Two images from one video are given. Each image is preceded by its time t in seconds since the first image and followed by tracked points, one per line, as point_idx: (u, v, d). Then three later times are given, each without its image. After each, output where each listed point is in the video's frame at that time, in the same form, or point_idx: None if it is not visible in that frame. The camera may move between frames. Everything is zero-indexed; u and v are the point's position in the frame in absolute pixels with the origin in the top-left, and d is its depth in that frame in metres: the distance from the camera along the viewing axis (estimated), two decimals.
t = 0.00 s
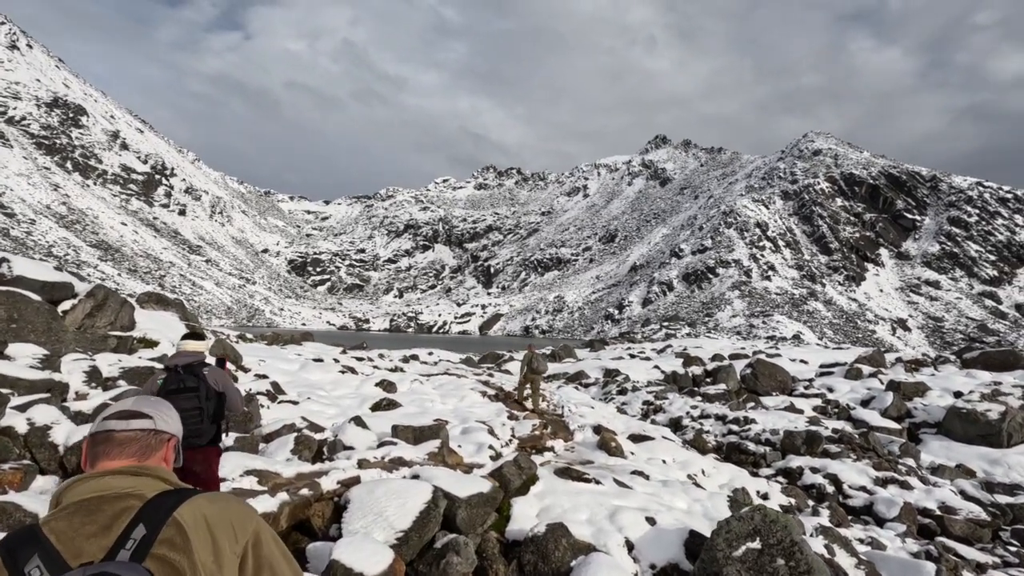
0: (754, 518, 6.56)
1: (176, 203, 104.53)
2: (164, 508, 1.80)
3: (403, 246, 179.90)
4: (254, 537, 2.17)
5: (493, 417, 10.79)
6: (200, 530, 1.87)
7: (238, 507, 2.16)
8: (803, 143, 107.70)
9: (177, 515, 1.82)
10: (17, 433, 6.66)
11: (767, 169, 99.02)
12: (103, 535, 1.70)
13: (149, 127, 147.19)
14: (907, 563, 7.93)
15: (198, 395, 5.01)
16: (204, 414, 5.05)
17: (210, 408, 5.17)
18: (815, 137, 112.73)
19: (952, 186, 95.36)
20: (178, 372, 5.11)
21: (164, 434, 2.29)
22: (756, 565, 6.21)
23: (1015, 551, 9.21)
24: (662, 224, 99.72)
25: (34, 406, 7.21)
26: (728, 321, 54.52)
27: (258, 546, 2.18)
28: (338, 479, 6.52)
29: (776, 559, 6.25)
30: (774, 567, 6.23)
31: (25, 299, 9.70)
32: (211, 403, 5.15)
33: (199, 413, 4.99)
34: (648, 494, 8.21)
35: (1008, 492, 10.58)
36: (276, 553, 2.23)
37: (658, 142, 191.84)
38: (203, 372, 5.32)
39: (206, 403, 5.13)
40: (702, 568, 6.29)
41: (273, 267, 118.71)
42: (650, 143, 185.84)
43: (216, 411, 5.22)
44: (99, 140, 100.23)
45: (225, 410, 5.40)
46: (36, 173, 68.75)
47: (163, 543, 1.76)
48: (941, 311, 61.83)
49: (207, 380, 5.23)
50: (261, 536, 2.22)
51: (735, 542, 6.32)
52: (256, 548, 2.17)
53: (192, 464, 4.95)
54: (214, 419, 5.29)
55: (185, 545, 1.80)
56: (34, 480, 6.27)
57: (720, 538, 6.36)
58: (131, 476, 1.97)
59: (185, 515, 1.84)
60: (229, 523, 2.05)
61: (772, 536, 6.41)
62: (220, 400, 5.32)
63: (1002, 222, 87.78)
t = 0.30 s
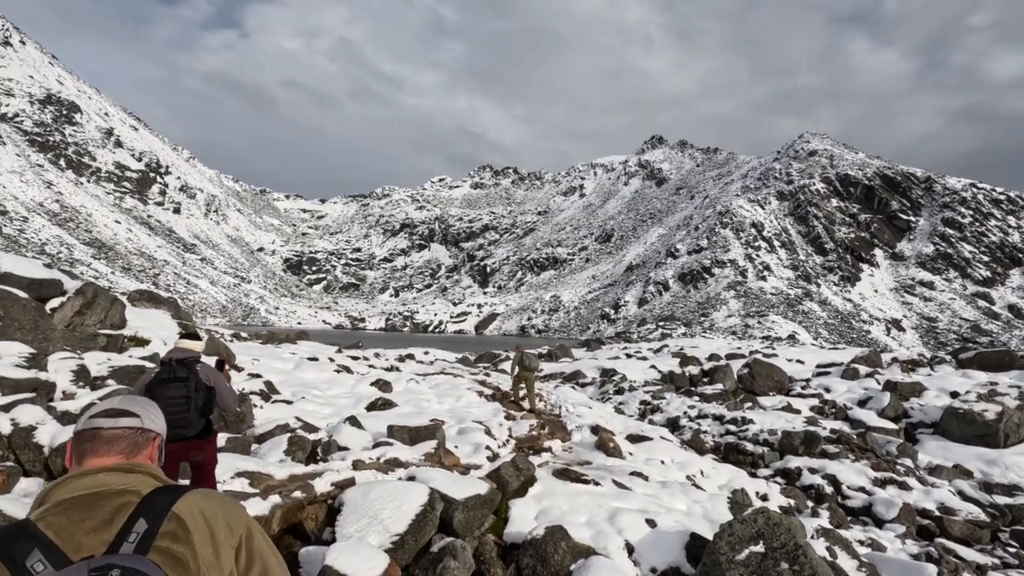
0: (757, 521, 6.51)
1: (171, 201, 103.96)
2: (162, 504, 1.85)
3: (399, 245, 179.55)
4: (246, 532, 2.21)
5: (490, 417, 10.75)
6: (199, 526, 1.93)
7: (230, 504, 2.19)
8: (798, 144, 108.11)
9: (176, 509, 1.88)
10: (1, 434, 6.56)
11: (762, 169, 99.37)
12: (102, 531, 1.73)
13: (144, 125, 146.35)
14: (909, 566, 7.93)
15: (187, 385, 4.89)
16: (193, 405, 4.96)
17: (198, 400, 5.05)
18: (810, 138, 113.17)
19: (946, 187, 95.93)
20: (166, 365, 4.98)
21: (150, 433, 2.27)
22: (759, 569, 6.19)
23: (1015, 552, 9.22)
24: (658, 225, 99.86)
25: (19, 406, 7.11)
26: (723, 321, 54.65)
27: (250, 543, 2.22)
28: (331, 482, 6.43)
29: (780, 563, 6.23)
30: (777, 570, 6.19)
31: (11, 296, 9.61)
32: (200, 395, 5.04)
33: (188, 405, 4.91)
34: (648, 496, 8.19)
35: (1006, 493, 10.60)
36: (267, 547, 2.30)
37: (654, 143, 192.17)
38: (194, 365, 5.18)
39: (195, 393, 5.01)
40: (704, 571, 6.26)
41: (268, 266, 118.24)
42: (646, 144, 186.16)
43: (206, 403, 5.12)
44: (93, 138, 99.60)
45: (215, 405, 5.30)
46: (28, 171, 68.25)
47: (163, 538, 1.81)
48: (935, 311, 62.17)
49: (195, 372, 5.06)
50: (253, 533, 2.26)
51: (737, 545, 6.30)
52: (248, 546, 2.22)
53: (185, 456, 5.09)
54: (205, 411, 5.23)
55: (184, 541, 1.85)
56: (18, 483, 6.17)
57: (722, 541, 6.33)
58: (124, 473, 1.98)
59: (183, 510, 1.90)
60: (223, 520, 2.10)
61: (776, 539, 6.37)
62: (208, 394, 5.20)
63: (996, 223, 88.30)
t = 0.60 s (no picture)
0: (761, 519, 6.50)
1: (164, 199, 103.18)
2: (141, 456, 1.95)
3: (393, 245, 179.03)
4: (214, 499, 2.28)
5: (484, 414, 10.66)
6: (175, 479, 2.02)
7: (200, 467, 2.26)
8: (792, 146, 108.73)
9: (155, 461, 1.99)
10: None
11: (757, 171, 99.82)
12: (82, 471, 1.82)
13: (137, 122, 145.13)
14: (911, 564, 7.92)
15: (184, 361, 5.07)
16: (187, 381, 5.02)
17: (194, 377, 5.13)
18: (804, 141, 113.78)
19: (938, 191, 96.74)
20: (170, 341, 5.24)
21: (132, 385, 2.34)
22: (763, 569, 6.16)
23: (1014, 552, 9.25)
24: (653, 226, 99.98)
25: None
26: (717, 322, 54.79)
27: (219, 506, 2.29)
28: (318, 478, 6.31)
29: (785, 562, 6.20)
30: (782, 569, 6.17)
31: None
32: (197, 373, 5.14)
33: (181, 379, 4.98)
34: (646, 494, 8.13)
35: (1004, 493, 10.62)
36: (234, 520, 2.36)
37: (649, 144, 192.77)
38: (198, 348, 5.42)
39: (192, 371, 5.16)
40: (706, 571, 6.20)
41: (262, 265, 117.59)
42: (641, 145, 186.58)
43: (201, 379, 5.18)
44: (85, 135, 98.55)
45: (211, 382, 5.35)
46: (19, 167, 67.56)
47: (141, 483, 1.90)
48: (926, 313, 62.69)
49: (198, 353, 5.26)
50: (222, 502, 2.32)
51: (740, 544, 6.25)
52: (219, 507, 2.30)
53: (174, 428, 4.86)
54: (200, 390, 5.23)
55: (160, 488, 1.95)
56: None
57: (725, 541, 6.26)
58: (107, 421, 2.07)
59: (160, 462, 2.00)
60: (197, 477, 2.18)
61: (779, 538, 6.36)
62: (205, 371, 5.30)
63: (987, 226, 89.10)
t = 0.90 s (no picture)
0: (769, 525, 6.46)
1: (158, 196, 102.63)
2: (138, 436, 1.92)
3: (390, 244, 178.77)
4: (209, 491, 2.21)
5: (482, 414, 10.57)
6: (171, 462, 1.98)
7: (199, 453, 2.22)
8: (788, 149, 109.16)
9: (151, 445, 1.95)
10: None
11: (753, 173, 100.06)
12: (77, 448, 1.79)
13: (132, 119, 144.34)
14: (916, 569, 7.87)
15: (190, 333, 5.39)
16: (192, 351, 5.40)
17: (197, 349, 5.45)
18: (800, 143, 114.19)
19: (932, 195, 97.30)
20: (178, 310, 5.46)
21: (137, 361, 2.32)
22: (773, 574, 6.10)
23: (1017, 556, 9.28)
24: (649, 227, 100.17)
25: None
26: (712, 324, 54.88)
27: (212, 498, 2.22)
28: (311, 479, 6.21)
29: (796, 568, 6.11)
30: None
31: None
32: (201, 345, 5.48)
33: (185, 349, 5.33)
34: (649, 496, 8.08)
35: (1006, 496, 10.62)
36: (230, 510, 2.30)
37: (645, 145, 193.19)
38: (206, 319, 5.61)
39: (197, 343, 5.46)
40: None
41: (257, 264, 117.04)
42: (638, 146, 186.96)
43: (204, 351, 5.51)
44: (79, 131, 97.88)
45: (214, 357, 5.66)
46: (12, 164, 66.95)
47: (135, 465, 1.86)
48: (920, 316, 63.00)
49: (203, 325, 5.55)
50: (217, 493, 2.26)
51: (750, 550, 6.20)
52: (213, 496, 2.23)
53: (176, 395, 5.27)
54: (203, 360, 5.58)
55: (155, 470, 1.90)
56: None
57: (734, 545, 6.24)
58: (106, 398, 2.06)
59: (157, 445, 1.96)
60: (192, 465, 2.12)
61: (789, 544, 6.29)
62: (209, 344, 5.60)
63: (982, 229, 89.66)
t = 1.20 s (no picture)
0: (791, 532, 6.37)
1: (155, 196, 102.27)
2: (124, 432, 1.84)
3: (387, 245, 178.63)
4: (202, 496, 2.12)
5: (484, 415, 10.48)
6: (157, 460, 1.89)
7: (192, 455, 2.12)
8: (785, 151, 109.51)
9: (138, 440, 1.85)
10: None
11: (750, 175, 100.30)
12: (58, 441, 1.72)
13: (128, 118, 143.93)
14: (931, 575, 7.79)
15: (182, 326, 5.32)
16: (190, 344, 5.34)
17: (194, 341, 5.39)
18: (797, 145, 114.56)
19: (928, 197, 97.73)
20: (173, 301, 5.42)
21: (139, 352, 2.27)
22: None
23: None
24: (646, 229, 100.32)
25: None
26: (710, 325, 54.89)
27: (206, 504, 2.13)
28: (310, 484, 6.11)
29: None
30: None
31: None
32: (197, 334, 5.38)
33: (182, 343, 5.30)
34: (658, 501, 7.99)
35: (1014, 499, 10.57)
36: (224, 514, 2.22)
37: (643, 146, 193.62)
38: (201, 310, 5.50)
39: (192, 334, 5.38)
40: None
41: (254, 264, 116.68)
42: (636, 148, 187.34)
43: (200, 343, 5.40)
44: (75, 130, 97.46)
45: (211, 348, 5.53)
46: (8, 162, 66.65)
47: (114, 463, 1.76)
48: (917, 318, 63.15)
49: (198, 316, 5.43)
50: (211, 500, 2.16)
51: (770, 558, 6.13)
52: (204, 501, 2.12)
53: (170, 387, 5.25)
54: (202, 351, 5.50)
55: (138, 466, 1.81)
56: None
57: (753, 553, 6.15)
58: (101, 390, 1.99)
59: (145, 441, 1.87)
60: (183, 465, 2.03)
61: (811, 552, 6.22)
62: (205, 335, 5.49)
63: (978, 232, 90.08)
